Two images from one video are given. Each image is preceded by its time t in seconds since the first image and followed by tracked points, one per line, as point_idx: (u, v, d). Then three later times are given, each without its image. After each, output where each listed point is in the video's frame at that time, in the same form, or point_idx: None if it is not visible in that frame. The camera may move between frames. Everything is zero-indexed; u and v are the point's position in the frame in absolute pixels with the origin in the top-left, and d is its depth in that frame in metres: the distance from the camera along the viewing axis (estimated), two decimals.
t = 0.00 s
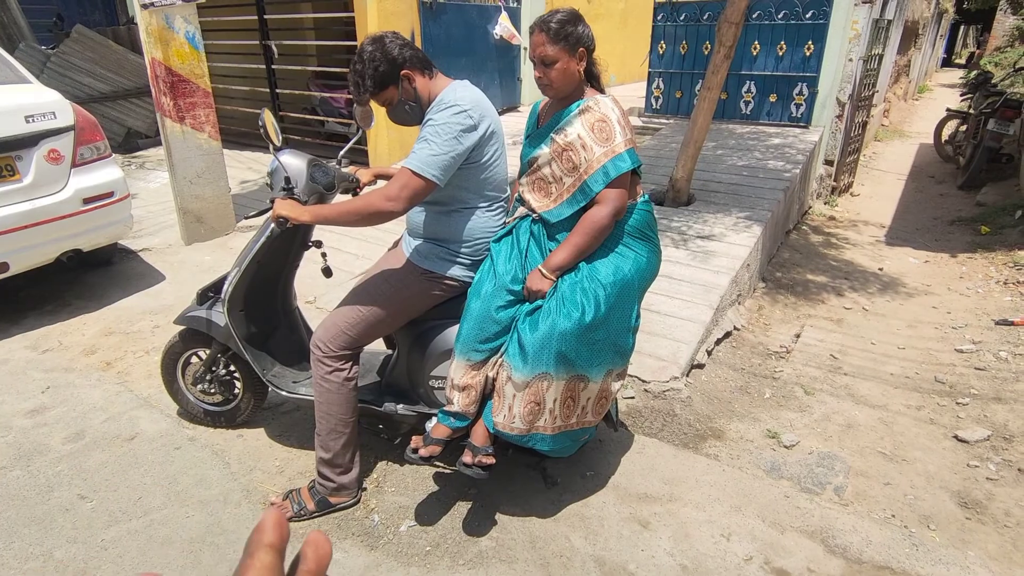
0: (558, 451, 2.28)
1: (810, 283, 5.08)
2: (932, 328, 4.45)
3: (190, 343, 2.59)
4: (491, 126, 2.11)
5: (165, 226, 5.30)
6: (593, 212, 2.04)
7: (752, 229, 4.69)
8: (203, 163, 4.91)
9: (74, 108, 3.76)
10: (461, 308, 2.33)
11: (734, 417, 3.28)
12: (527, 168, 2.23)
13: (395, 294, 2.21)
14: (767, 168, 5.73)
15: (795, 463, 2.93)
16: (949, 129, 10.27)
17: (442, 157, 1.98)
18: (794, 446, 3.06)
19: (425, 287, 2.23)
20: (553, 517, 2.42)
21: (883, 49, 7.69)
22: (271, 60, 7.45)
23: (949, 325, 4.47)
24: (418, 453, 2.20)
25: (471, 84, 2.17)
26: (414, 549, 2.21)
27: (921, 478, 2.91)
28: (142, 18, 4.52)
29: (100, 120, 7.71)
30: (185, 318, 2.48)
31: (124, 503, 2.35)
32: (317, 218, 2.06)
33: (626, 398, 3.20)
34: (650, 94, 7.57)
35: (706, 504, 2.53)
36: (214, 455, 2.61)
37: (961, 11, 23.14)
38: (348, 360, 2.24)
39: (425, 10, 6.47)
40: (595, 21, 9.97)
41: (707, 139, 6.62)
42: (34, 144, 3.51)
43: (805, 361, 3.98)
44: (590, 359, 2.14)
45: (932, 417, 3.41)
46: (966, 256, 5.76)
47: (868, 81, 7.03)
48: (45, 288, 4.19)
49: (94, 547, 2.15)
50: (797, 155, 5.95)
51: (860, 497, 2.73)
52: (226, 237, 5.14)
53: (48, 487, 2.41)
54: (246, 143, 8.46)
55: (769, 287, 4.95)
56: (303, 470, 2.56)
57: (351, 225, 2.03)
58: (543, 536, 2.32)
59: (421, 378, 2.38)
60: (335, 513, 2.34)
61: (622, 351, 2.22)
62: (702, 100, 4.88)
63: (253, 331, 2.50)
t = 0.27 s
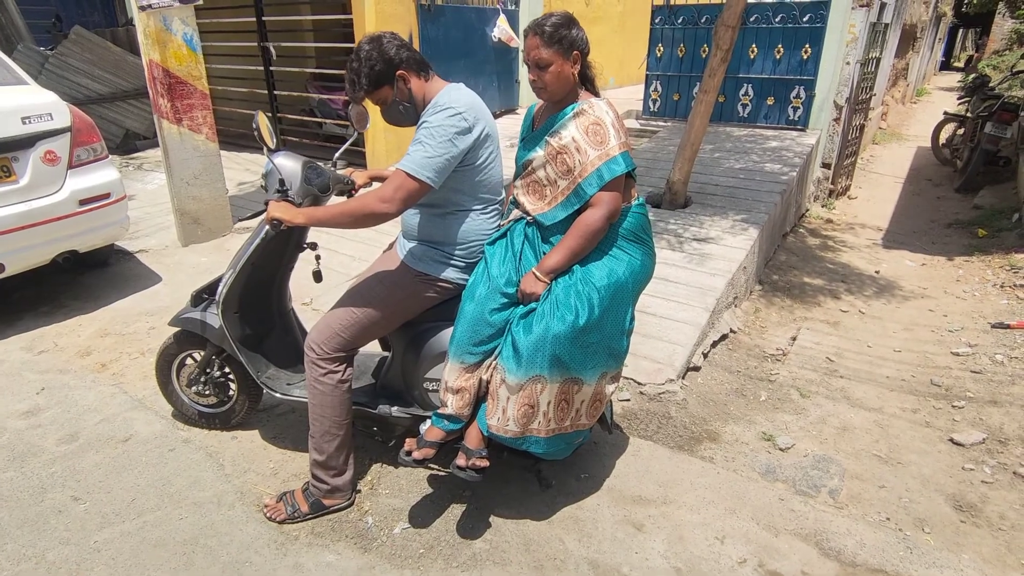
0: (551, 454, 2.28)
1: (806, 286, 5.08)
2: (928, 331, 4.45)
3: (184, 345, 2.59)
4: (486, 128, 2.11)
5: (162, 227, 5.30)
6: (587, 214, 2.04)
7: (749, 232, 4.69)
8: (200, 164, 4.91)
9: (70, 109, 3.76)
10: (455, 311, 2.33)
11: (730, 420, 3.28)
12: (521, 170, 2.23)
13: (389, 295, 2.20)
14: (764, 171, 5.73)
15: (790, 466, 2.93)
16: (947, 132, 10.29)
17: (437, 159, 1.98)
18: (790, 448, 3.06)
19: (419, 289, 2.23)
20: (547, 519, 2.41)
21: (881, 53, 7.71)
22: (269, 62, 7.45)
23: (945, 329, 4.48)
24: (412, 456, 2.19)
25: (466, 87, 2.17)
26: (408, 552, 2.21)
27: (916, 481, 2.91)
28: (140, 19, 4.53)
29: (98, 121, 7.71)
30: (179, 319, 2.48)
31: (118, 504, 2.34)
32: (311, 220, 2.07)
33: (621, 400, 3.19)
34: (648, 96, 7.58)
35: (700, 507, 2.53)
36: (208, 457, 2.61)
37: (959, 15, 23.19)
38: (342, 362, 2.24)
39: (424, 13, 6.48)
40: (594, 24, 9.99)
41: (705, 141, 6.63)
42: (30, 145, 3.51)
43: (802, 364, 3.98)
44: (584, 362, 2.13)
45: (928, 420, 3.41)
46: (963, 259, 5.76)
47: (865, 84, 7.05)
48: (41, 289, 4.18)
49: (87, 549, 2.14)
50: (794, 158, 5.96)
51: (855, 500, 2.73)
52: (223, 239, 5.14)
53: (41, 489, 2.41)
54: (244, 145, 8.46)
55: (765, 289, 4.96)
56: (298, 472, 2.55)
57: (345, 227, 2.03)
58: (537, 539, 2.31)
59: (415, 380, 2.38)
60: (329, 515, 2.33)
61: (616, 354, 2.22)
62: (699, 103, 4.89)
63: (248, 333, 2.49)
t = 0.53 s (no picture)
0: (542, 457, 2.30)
1: (801, 290, 5.10)
2: (921, 336, 4.46)
3: (176, 350, 2.61)
4: (473, 135, 2.13)
5: (159, 231, 5.32)
6: (576, 218, 2.05)
7: (743, 236, 4.71)
8: (196, 168, 4.93)
9: (66, 114, 3.78)
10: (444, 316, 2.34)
11: (721, 424, 3.29)
12: (511, 176, 2.24)
13: (377, 301, 2.22)
14: (760, 175, 5.75)
15: (780, 471, 2.94)
16: (944, 136, 10.31)
17: (423, 166, 2.00)
18: (780, 453, 3.07)
19: (407, 295, 2.25)
20: (536, 524, 2.43)
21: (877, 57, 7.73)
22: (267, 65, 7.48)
23: (938, 333, 4.49)
24: (399, 458, 2.23)
25: (454, 94, 2.19)
26: (396, 557, 2.22)
27: (905, 486, 2.92)
28: (135, 25, 4.52)
29: (97, 124, 7.73)
30: (171, 324, 2.50)
31: (109, 509, 2.36)
32: (300, 227, 2.08)
33: (613, 405, 3.21)
34: (645, 100, 7.60)
35: (689, 512, 2.54)
36: (200, 461, 2.62)
37: (959, 18, 23.22)
38: (331, 367, 2.25)
39: (420, 16, 6.50)
40: (592, 27, 10.01)
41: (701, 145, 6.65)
42: (26, 151, 3.53)
43: (794, 368, 4.00)
44: (574, 365, 2.14)
45: (919, 425, 3.42)
46: (958, 263, 5.78)
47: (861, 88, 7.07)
48: (36, 293, 4.20)
49: (77, 553, 2.16)
50: (789, 163, 5.97)
51: (844, 505, 2.75)
52: (219, 242, 5.16)
53: (33, 493, 2.42)
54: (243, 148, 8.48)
55: (760, 293, 4.97)
56: (288, 476, 2.57)
57: (333, 234, 2.05)
58: (526, 544, 2.33)
59: (404, 386, 2.39)
60: (319, 520, 2.35)
61: (605, 358, 2.23)
62: (694, 108, 4.91)
63: (238, 338, 2.51)
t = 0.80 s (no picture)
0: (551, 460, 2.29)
1: (801, 293, 5.10)
2: (922, 339, 4.46)
3: (174, 350, 2.63)
4: (466, 136, 2.15)
5: (162, 232, 5.35)
6: (576, 220, 2.07)
7: (743, 239, 4.71)
8: (199, 170, 4.96)
9: (70, 116, 3.82)
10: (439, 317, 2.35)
11: (719, 426, 3.29)
12: (508, 180, 2.25)
13: (371, 301, 2.24)
14: (760, 178, 5.76)
15: (776, 473, 2.94)
16: (947, 139, 10.30)
17: (417, 168, 2.02)
18: (777, 455, 3.08)
19: (401, 296, 2.27)
20: (532, 524, 2.44)
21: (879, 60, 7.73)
22: (270, 68, 7.52)
23: (938, 336, 4.48)
24: (394, 451, 2.27)
25: (448, 96, 2.21)
26: (391, 555, 2.24)
27: (902, 488, 2.92)
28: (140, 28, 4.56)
29: (101, 127, 7.78)
30: (168, 325, 2.52)
31: (107, 507, 2.38)
32: (295, 228, 2.09)
33: (611, 406, 3.21)
34: (646, 103, 7.61)
35: (685, 513, 2.55)
36: (198, 461, 2.64)
37: (965, 21, 23.17)
38: (325, 367, 2.27)
39: (422, 19, 6.54)
40: (594, 31, 10.03)
41: (702, 148, 6.66)
42: (30, 152, 3.56)
43: (793, 371, 4.00)
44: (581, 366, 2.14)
45: (917, 428, 3.42)
46: (960, 267, 5.77)
47: (863, 92, 7.07)
48: (40, 293, 4.23)
49: (76, 550, 2.18)
50: (791, 165, 5.98)
51: (840, 508, 2.75)
52: (222, 244, 5.19)
53: (33, 490, 2.45)
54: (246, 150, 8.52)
55: (760, 296, 4.97)
56: (286, 475, 2.59)
57: (327, 235, 2.07)
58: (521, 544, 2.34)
59: (399, 386, 2.41)
60: (315, 519, 2.36)
61: (607, 357, 2.24)
62: (694, 110, 4.92)
63: (235, 338, 2.53)
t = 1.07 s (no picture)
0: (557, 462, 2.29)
1: (809, 296, 5.08)
2: (932, 342, 4.42)
3: (182, 349, 2.67)
4: (468, 138, 2.17)
5: (173, 234, 5.42)
6: (579, 221, 2.08)
7: (750, 242, 4.70)
8: (210, 172, 5.02)
9: (84, 120, 3.88)
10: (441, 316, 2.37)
11: (723, 429, 3.29)
12: (511, 180, 2.26)
13: (374, 301, 2.26)
14: (769, 180, 5.74)
15: (780, 475, 2.93)
16: (961, 141, 10.21)
17: (419, 169, 2.04)
18: (781, 458, 3.07)
19: (404, 295, 2.29)
20: (533, 524, 2.45)
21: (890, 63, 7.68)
22: (281, 72, 7.60)
23: (948, 340, 4.45)
24: (397, 447, 2.28)
25: (451, 98, 2.23)
26: (393, 553, 2.25)
27: (909, 492, 2.90)
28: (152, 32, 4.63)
29: (115, 130, 7.89)
30: (176, 324, 2.56)
31: (115, 503, 2.42)
32: (299, 228, 2.12)
33: (614, 408, 3.22)
34: (655, 106, 7.62)
35: (686, 514, 2.54)
36: (204, 458, 2.68)
37: (980, 23, 22.96)
38: (329, 366, 2.30)
39: (431, 23, 6.59)
40: (603, 34, 10.05)
41: (710, 151, 6.65)
42: (44, 155, 3.63)
43: (800, 374, 3.98)
44: (584, 370, 2.14)
45: (925, 432, 3.39)
46: (971, 270, 5.72)
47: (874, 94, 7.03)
48: (53, 294, 4.30)
49: (84, 544, 2.22)
50: (799, 168, 5.96)
51: (845, 510, 2.74)
52: (232, 246, 5.25)
53: (43, 486, 2.49)
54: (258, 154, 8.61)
55: (767, 299, 4.96)
56: (290, 473, 2.62)
57: (331, 235, 2.09)
58: (522, 543, 2.35)
59: (402, 385, 2.43)
60: (319, 516, 2.38)
61: (610, 360, 2.24)
62: (701, 113, 4.93)
63: (241, 337, 2.56)
